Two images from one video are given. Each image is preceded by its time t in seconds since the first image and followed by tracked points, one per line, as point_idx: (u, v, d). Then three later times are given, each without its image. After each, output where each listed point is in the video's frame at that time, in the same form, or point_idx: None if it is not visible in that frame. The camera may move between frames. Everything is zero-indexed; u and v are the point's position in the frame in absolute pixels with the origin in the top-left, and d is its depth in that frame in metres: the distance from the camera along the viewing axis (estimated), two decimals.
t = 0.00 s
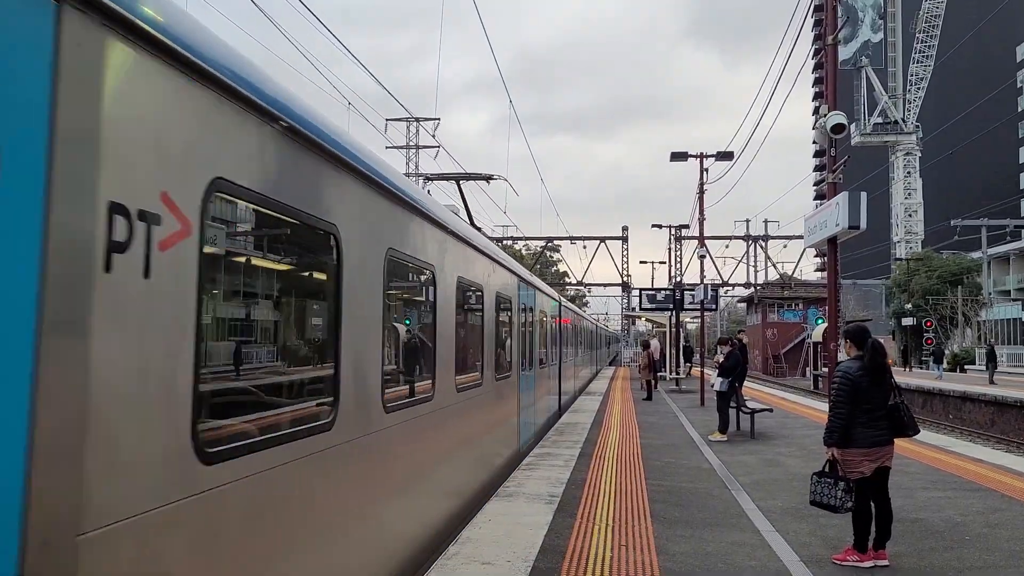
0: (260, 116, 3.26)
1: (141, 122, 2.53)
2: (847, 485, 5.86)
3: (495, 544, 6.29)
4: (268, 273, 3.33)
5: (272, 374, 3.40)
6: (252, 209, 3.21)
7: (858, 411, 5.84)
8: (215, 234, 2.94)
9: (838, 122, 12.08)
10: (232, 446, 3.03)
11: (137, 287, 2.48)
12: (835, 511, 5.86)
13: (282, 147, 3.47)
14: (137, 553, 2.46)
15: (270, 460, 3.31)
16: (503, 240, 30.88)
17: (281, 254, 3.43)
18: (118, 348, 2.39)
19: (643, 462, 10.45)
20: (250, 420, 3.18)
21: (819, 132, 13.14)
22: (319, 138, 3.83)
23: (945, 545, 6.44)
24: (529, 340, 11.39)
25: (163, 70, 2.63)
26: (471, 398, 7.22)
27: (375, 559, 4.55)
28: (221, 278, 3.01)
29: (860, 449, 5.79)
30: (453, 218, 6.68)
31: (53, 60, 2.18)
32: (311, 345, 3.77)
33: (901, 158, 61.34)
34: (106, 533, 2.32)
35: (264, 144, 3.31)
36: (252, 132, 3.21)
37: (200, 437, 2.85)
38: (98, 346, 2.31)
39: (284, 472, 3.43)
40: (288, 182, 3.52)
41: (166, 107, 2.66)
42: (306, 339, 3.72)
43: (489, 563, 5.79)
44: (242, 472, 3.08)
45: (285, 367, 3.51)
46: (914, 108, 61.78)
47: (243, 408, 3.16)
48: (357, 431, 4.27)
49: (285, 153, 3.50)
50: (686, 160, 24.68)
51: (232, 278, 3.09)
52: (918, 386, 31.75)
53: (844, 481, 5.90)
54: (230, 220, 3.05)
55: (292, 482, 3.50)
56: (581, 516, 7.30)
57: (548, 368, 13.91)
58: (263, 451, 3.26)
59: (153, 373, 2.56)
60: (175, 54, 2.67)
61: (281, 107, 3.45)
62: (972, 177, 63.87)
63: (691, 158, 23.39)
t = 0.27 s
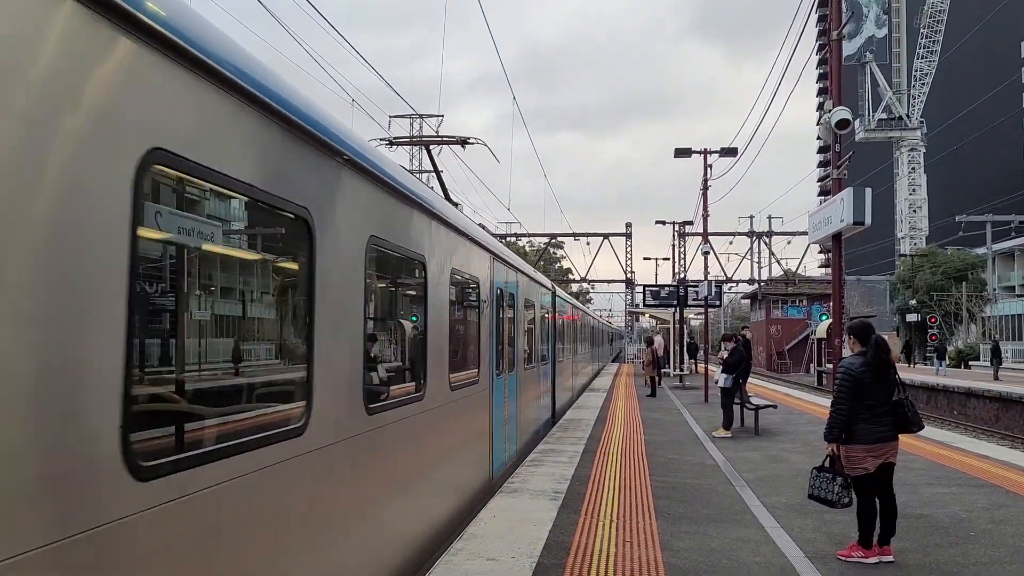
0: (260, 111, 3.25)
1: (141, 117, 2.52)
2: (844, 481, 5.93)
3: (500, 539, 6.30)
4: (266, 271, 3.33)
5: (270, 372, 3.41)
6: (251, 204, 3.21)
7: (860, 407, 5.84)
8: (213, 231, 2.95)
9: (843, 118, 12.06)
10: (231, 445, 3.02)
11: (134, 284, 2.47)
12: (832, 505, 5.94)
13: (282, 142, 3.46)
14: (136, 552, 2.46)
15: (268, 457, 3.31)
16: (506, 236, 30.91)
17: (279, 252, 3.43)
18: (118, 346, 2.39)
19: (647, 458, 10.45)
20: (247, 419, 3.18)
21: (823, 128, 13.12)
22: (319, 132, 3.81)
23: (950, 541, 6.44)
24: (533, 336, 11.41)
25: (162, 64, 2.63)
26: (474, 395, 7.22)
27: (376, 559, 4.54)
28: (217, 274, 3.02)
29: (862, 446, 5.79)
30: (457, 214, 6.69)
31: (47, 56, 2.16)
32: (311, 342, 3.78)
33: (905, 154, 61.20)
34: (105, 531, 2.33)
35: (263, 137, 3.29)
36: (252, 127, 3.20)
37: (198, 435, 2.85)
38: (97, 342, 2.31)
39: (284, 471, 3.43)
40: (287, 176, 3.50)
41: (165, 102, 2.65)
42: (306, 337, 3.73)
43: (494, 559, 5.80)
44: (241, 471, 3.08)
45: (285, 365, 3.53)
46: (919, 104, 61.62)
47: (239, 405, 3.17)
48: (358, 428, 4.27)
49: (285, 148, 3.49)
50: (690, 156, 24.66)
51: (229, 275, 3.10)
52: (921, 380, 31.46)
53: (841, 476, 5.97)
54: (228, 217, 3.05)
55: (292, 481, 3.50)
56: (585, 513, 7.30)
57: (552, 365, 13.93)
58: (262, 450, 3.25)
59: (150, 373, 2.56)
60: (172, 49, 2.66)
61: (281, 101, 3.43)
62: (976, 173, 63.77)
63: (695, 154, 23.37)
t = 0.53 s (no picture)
0: (268, 109, 3.26)
1: (150, 115, 2.53)
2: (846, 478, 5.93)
3: (502, 536, 6.30)
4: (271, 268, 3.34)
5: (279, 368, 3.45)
6: (259, 203, 3.23)
7: (862, 404, 5.84)
8: (216, 228, 2.95)
9: (846, 114, 12.02)
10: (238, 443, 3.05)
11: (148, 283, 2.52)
12: (831, 502, 5.96)
13: (287, 138, 3.45)
14: (143, 547, 2.48)
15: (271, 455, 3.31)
16: (509, 233, 30.93)
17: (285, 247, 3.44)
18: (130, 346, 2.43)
19: (649, 455, 10.45)
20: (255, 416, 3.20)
21: (827, 124, 13.08)
22: (325, 128, 3.81)
23: (953, 538, 6.43)
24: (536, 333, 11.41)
25: (172, 63, 2.64)
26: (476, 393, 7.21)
27: (377, 558, 4.55)
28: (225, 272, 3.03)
29: (865, 442, 5.79)
30: (460, 212, 6.71)
31: (54, 53, 2.17)
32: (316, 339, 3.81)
33: (908, 151, 61.09)
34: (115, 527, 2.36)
35: (269, 132, 3.29)
36: (259, 122, 3.21)
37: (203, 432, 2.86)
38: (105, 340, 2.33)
39: (287, 470, 3.44)
40: (294, 173, 3.52)
41: (173, 98, 2.65)
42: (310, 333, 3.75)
43: (497, 556, 5.80)
44: (247, 467, 3.10)
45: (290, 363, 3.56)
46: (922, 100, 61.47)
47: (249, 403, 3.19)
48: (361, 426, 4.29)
49: (292, 145, 3.50)
50: (692, 153, 24.64)
51: (236, 272, 3.10)
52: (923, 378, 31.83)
53: (842, 473, 5.98)
54: (232, 214, 3.04)
55: (296, 480, 3.52)
56: (588, 510, 7.30)
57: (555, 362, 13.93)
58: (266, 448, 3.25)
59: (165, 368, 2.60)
60: (180, 47, 2.66)
61: (288, 98, 3.44)
62: (979, 170, 63.66)
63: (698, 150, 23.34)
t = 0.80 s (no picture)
0: (269, 106, 3.26)
1: (151, 111, 2.53)
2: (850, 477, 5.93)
3: (505, 535, 6.30)
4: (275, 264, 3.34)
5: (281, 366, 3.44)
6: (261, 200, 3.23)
7: (865, 402, 5.83)
8: (218, 226, 2.94)
9: (849, 112, 12.00)
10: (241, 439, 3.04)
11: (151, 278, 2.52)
12: (838, 502, 5.97)
13: (289, 137, 3.45)
14: (146, 544, 2.47)
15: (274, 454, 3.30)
16: (511, 232, 30.94)
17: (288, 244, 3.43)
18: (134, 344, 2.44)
19: (652, 453, 10.46)
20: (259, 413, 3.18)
21: (829, 121, 13.06)
22: (326, 125, 3.81)
23: (957, 536, 6.42)
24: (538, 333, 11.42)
25: (175, 59, 2.64)
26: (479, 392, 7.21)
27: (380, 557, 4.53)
28: (228, 269, 3.02)
29: (867, 441, 5.78)
30: (463, 211, 6.72)
31: (61, 50, 2.16)
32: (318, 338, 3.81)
33: (911, 148, 60.98)
34: (118, 524, 2.36)
35: (270, 129, 3.29)
36: (261, 119, 3.21)
37: (206, 429, 2.84)
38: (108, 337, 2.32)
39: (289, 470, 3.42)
40: (295, 170, 3.52)
41: (176, 94, 2.65)
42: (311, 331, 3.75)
43: (501, 554, 5.81)
44: (252, 464, 3.10)
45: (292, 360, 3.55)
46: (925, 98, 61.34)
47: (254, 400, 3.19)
48: (362, 424, 4.28)
49: (294, 142, 3.50)
50: (695, 152, 24.63)
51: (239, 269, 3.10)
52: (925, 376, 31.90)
53: (847, 472, 5.98)
54: (233, 212, 3.04)
55: (300, 478, 3.51)
56: (591, 508, 7.31)
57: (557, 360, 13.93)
58: (269, 446, 3.24)
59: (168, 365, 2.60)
60: (182, 43, 2.67)
61: (289, 95, 3.44)
62: (981, 167, 63.55)
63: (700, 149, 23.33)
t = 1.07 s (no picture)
0: (272, 106, 3.27)
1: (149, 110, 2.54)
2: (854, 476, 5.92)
3: (507, 533, 6.31)
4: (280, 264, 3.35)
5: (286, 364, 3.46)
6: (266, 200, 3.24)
7: (867, 400, 5.83)
8: (223, 223, 2.94)
9: (851, 109, 11.98)
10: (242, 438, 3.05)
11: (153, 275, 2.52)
12: (844, 501, 5.96)
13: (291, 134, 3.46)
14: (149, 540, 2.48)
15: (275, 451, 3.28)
16: (513, 230, 30.95)
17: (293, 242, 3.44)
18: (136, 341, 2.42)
19: (654, 451, 10.46)
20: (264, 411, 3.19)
21: (831, 119, 13.04)
22: (328, 125, 3.82)
23: (959, 534, 6.42)
24: (540, 331, 11.41)
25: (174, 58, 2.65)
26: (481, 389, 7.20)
27: (386, 554, 4.54)
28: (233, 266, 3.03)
29: (870, 439, 5.78)
30: (465, 211, 6.72)
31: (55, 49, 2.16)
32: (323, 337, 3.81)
33: (914, 146, 60.85)
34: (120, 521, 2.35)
35: (273, 128, 3.29)
36: (263, 120, 3.22)
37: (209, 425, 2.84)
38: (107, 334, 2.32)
39: (291, 470, 3.39)
40: (299, 171, 3.53)
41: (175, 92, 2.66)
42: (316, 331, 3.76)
43: (504, 552, 5.82)
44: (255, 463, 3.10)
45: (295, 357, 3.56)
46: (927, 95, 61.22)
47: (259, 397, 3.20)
48: (368, 421, 4.29)
49: (295, 141, 3.49)
50: (697, 150, 24.61)
51: (244, 267, 3.11)
52: (928, 374, 31.87)
53: (853, 471, 5.97)
54: (235, 210, 3.03)
55: (305, 476, 3.51)
56: (593, 506, 7.32)
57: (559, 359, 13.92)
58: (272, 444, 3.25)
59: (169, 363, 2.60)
60: (183, 42, 2.68)
61: (292, 96, 3.45)
62: (984, 164, 63.43)
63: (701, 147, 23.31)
